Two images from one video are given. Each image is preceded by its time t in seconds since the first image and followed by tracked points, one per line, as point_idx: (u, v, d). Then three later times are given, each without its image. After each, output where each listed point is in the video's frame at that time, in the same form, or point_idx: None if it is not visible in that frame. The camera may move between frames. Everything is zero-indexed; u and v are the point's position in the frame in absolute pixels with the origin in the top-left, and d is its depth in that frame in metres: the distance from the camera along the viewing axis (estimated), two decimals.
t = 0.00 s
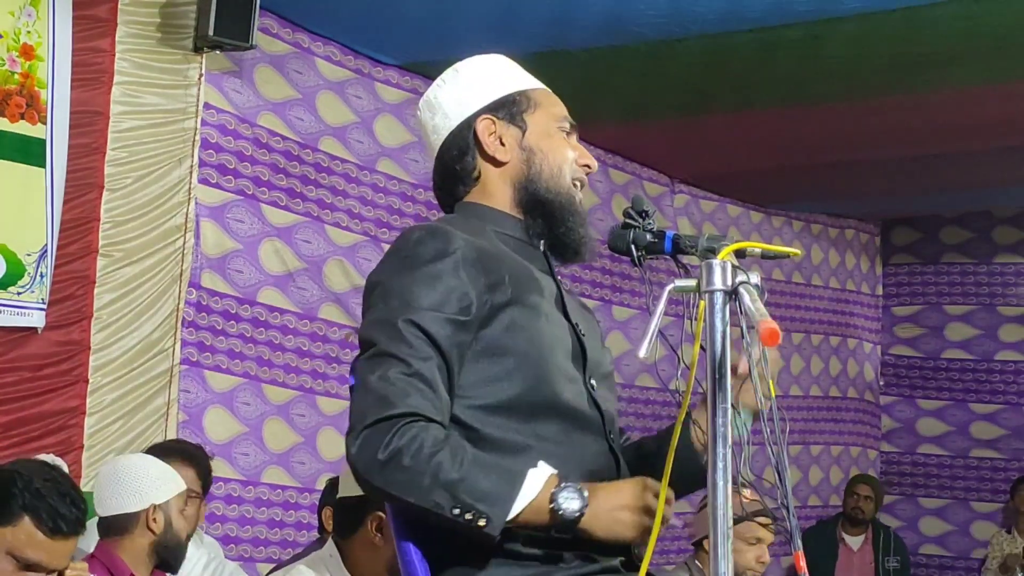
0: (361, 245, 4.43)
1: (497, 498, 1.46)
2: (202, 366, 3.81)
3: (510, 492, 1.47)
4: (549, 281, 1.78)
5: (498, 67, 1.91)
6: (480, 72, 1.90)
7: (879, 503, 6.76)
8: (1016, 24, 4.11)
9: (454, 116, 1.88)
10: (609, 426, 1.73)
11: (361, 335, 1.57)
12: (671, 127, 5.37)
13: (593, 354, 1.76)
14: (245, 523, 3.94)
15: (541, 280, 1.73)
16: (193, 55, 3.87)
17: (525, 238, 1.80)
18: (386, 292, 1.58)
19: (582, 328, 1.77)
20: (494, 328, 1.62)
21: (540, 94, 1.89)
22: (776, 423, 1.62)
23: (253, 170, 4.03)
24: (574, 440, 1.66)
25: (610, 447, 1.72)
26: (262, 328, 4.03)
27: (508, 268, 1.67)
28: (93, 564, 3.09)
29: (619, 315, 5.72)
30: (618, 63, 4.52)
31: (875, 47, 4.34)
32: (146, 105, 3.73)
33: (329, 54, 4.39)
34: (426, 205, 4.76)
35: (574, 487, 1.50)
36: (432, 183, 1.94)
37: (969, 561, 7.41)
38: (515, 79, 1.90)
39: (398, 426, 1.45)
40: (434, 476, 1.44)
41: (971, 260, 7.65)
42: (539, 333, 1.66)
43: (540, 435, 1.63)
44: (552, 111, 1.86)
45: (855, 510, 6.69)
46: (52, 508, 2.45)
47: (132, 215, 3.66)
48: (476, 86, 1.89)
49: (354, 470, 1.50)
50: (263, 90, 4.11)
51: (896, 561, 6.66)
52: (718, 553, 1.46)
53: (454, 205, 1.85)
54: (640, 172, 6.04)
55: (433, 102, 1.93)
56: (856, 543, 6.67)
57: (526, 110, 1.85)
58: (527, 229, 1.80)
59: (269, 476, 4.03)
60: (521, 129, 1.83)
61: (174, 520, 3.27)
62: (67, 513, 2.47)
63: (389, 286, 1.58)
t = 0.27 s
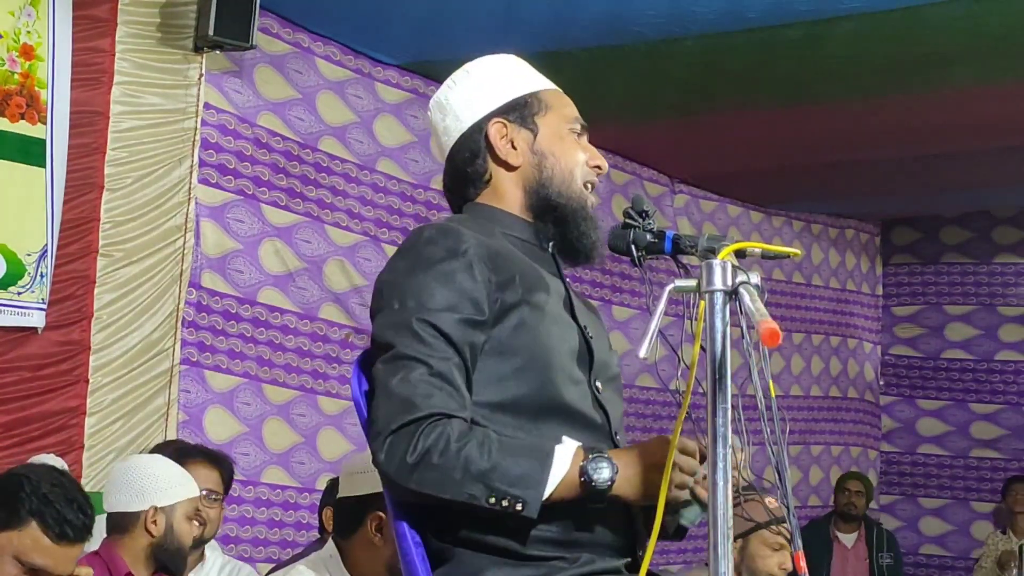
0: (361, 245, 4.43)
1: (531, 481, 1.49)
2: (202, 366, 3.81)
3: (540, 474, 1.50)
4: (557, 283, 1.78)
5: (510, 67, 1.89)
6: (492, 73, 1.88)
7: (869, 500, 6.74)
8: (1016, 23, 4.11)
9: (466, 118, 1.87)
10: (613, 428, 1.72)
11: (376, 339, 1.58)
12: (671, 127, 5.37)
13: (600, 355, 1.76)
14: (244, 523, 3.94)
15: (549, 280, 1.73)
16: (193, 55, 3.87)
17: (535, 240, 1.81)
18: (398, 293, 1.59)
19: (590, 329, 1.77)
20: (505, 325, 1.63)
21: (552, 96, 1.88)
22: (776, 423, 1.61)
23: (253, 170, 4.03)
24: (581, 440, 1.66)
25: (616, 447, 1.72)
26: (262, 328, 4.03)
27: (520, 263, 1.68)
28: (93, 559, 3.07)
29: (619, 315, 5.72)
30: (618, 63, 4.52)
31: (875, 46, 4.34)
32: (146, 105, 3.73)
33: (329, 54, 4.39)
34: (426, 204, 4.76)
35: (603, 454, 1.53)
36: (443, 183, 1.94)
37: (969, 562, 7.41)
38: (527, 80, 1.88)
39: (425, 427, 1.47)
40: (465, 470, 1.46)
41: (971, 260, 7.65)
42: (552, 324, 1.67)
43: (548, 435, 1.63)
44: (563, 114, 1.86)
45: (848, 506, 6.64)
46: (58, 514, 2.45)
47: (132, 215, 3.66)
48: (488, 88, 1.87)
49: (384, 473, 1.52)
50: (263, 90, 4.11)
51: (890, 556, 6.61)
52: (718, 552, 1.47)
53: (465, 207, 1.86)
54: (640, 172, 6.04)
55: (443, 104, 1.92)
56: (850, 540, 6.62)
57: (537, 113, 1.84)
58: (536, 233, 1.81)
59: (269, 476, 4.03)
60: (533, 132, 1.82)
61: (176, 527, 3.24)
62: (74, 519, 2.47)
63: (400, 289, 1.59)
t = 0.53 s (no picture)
0: (361, 245, 4.43)
1: (527, 484, 1.49)
2: (202, 366, 3.81)
3: (538, 475, 1.50)
4: (567, 284, 1.78)
5: (531, 68, 1.89)
6: (512, 72, 1.88)
7: (857, 498, 6.73)
8: (1016, 23, 4.11)
9: (483, 116, 1.87)
10: (618, 430, 1.73)
11: (382, 334, 1.58)
12: (671, 127, 5.37)
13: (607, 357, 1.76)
14: (244, 523, 3.94)
15: (557, 279, 1.74)
16: (193, 55, 3.87)
17: (545, 246, 1.80)
18: (407, 288, 1.59)
19: (598, 332, 1.77)
20: (512, 326, 1.64)
21: (571, 99, 1.88)
22: (776, 423, 1.61)
23: (253, 170, 4.03)
24: (585, 442, 1.66)
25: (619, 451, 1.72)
26: (262, 328, 4.03)
27: (528, 262, 1.69)
28: (90, 559, 3.08)
29: (619, 315, 5.72)
30: (618, 63, 4.52)
31: (875, 47, 4.34)
32: (147, 105, 3.73)
33: (329, 54, 4.39)
34: (427, 204, 4.76)
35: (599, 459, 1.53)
36: (458, 180, 1.94)
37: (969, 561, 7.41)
38: (547, 82, 1.88)
39: (424, 425, 1.47)
40: (463, 468, 1.47)
41: (971, 260, 7.65)
42: (559, 325, 1.68)
43: (551, 435, 1.63)
44: (580, 118, 1.85)
45: (836, 505, 6.64)
46: (61, 516, 2.46)
47: (132, 215, 3.67)
48: (508, 88, 1.87)
49: (382, 468, 1.53)
50: (263, 90, 4.11)
51: (881, 555, 6.65)
52: (718, 552, 1.46)
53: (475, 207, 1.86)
54: (640, 172, 6.03)
55: (462, 99, 1.92)
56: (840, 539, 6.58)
57: (554, 117, 1.84)
58: (544, 237, 1.80)
59: (269, 476, 4.04)
60: (548, 135, 1.82)
61: (166, 534, 3.22)
62: (76, 521, 2.48)
63: (409, 284, 1.60)
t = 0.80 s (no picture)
0: (361, 245, 4.43)
1: (529, 488, 1.49)
2: (202, 366, 3.80)
3: (540, 479, 1.50)
4: (576, 287, 1.77)
5: (544, 68, 1.88)
6: (526, 72, 1.87)
7: (848, 500, 6.69)
8: (1016, 23, 4.11)
9: (494, 116, 1.86)
10: (622, 435, 1.73)
11: (389, 334, 1.58)
12: (671, 127, 5.36)
13: (614, 360, 1.76)
14: (244, 523, 3.95)
15: (565, 280, 1.73)
16: (193, 55, 3.87)
17: (555, 246, 1.80)
18: (415, 288, 1.59)
19: (605, 336, 1.77)
20: (518, 328, 1.63)
21: (583, 101, 1.86)
22: (776, 423, 1.61)
23: (253, 170, 4.03)
24: (588, 446, 1.66)
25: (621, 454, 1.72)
26: (262, 328, 4.03)
27: (535, 264, 1.69)
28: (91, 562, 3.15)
29: (619, 315, 5.72)
30: (618, 63, 4.52)
31: (876, 47, 4.34)
32: (146, 105, 3.73)
33: (329, 54, 4.39)
34: (427, 204, 4.75)
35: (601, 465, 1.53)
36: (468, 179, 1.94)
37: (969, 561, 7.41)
38: (559, 83, 1.86)
39: (427, 426, 1.47)
40: (464, 470, 1.47)
41: (971, 260, 7.65)
42: (565, 328, 1.67)
43: (554, 437, 1.63)
44: (592, 120, 1.84)
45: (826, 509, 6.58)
46: (58, 517, 2.46)
47: (132, 215, 3.67)
48: (520, 88, 1.86)
49: (384, 467, 1.53)
50: (263, 90, 4.11)
51: (873, 555, 6.65)
52: (718, 552, 1.46)
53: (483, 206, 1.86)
54: (640, 172, 6.03)
55: (473, 97, 1.92)
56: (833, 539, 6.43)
57: (565, 118, 1.83)
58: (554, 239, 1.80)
59: (268, 476, 4.04)
60: (558, 137, 1.81)
61: (163, 536, 3.21)
62: (73, 523, 2.48)
63: (417, 284, 1.59)
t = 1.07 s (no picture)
0: (361, 245, 4.43)
1: (529, 489, 1.49)
2: (202, 366, 3.80)
3: (541, 479, 1.50)
4: (580, 288, 1.77)
5: (548, 68, 1.87)
6: (528, 73, 1.87)
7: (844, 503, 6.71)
8: (1018, 24, 4.12)
9: (497, 120, 1.87)
10: (625, 437, 1.73)
11: (393, 333, 1.58)
12: (671, 127, 5.36)
13: (617, 362, 1.76)
14: (244, 523, 3.95)
15: (569, 281, 1.73)
16: (193, 55, 3.87)
17: (558, 249, 1.79)
18: (419, 287, 1.59)
19: (609, 338, 1.77)
20: (522, 329, 1.63)
21: (587, 101, 1.85)
22: (776, 424, 1.61)
23: (253, 170, 4.03)
24: (590, 448, 1.66)
25: (624, 456, 1.72)
26: (262, 328, 4.03)
27: (539, 265, 1.69)
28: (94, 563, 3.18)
29: (619, 315, 5.72)
30: (619, 63, 4.52)
31: (877, 47, 4.35)
32: (146, 105, 3.73)
33: (329, 54, 4.39)
34: (427, 204, 4.75)
35: (603, 466, 1.53)
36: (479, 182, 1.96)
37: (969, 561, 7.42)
38: (563, 82, 1.85)
39: (429, 425, 1.47)
40: (466, 469, 1.47)
41: (971, 260, 7.66)
42: (568, 329, 1.67)
43: (556, 439, 1.63)
44: (595, 120, 1.82)
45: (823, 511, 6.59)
46: (54, 516, 2.46)
47: (131, 215, 3.67)
48: (522, 89, 1.86)
49: (385, 465, 1.53)
50: (263, 90, 4.11)
51: (869, 558, 6.65)
52: (718, 552, 1.46)
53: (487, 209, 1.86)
54: (639, 172, 6.01)
55: (480, 101, 1.92)
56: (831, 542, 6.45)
57: (566, 120, 1.82)
58: (556, 241, 1.80)
59: (268, 476, 4.04)
60: (558, 139, 1.80)
61: (163, 540, 3.20)
62: (69, 521, 2.48)
63: (422, 283, 1.59)
